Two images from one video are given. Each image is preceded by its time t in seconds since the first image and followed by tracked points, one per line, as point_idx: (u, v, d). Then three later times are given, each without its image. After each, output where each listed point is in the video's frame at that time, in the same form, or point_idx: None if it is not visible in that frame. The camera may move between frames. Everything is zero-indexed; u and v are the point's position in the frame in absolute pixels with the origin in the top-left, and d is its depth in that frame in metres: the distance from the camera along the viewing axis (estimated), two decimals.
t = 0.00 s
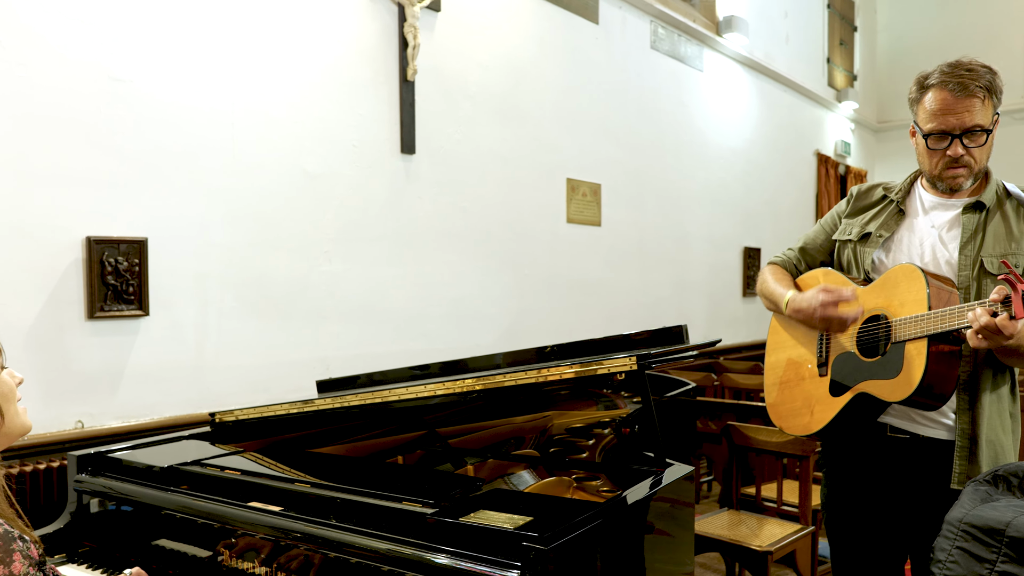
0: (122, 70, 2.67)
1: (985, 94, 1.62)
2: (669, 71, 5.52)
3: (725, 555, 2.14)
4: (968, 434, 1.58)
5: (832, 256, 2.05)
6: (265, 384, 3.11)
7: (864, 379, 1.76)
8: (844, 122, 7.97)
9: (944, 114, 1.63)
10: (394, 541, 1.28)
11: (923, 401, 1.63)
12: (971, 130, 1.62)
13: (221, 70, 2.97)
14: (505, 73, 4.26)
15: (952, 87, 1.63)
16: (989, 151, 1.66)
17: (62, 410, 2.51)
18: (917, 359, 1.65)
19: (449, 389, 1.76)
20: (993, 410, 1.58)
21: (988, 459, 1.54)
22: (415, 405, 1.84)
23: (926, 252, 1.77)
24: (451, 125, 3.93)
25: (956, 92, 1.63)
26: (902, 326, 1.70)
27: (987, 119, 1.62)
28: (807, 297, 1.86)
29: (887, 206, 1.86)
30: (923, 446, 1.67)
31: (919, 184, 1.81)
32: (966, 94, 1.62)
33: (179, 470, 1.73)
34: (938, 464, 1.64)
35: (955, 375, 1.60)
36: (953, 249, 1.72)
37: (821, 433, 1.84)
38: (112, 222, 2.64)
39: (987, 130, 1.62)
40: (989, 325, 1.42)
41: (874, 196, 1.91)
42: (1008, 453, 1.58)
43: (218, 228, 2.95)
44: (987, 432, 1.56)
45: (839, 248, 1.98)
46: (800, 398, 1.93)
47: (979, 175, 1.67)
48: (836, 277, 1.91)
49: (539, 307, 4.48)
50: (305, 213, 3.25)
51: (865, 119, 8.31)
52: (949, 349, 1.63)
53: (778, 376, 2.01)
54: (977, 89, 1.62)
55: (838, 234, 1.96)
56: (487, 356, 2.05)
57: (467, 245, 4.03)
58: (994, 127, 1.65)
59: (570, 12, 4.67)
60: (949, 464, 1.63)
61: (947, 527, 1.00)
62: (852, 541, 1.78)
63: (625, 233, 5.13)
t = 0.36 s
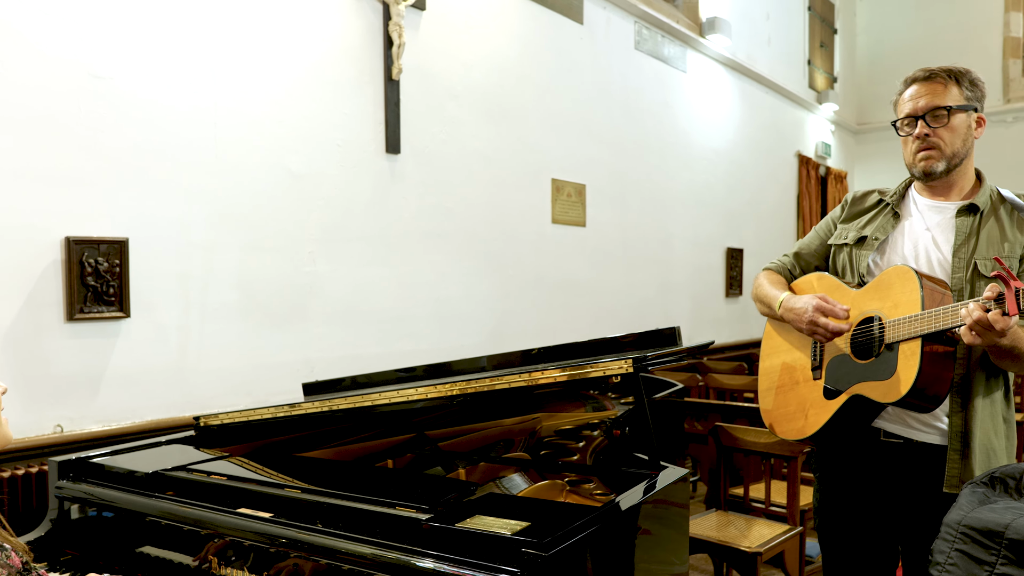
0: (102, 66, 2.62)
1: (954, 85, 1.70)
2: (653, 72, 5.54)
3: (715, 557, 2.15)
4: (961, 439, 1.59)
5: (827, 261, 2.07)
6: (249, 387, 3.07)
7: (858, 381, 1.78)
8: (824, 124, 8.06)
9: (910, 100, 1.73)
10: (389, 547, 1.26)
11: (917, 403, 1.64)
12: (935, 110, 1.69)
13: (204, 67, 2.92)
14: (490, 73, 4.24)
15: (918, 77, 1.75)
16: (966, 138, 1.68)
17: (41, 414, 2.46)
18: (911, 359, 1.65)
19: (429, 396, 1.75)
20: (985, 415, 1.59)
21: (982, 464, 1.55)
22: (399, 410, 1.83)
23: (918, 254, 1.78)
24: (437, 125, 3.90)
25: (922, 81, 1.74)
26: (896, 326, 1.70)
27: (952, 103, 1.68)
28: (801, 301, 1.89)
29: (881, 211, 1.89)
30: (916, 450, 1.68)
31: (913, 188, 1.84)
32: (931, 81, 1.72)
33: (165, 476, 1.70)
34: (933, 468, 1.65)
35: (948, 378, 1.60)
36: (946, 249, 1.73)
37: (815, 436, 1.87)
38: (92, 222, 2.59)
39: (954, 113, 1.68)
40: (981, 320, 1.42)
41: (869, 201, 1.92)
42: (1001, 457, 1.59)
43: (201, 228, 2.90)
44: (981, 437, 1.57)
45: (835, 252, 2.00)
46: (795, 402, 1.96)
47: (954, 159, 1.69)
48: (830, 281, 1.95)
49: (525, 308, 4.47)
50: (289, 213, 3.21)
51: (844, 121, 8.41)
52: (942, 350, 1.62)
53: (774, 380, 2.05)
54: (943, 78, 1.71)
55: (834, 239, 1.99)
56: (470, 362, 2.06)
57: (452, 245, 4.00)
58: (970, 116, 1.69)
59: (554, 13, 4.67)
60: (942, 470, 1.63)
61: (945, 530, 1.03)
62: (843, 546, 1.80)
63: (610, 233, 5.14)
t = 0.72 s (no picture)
0: (87, 63, 2.58)
1: (942, 80, 1.75)
2: (640, 72, 5.55)
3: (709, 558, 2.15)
4: (965, 440, 1.61)
5: (826, 260, 2.09)
6: (236, 389, 3.03)
7: (859, 384, 1.77)
8: (808, 124, 8.13)
9: (899, 95, 1.80)
10: (391, 553, 1.24)
11: (918, 408, 1.64)
12: (917, 100, 1.74)
13: (190, 64, 2.88)
14: (478, 72, 4.22)
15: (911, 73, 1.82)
16: (950, 128, 1.70)
17: (23, 417, 2.41)
18: (912, 366, 1.65)
19: (418, 398, 1.75)
20: (988, 415, 1.61)
21: (984, 463, 1.58)
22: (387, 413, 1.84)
23: (919, 255, 1.79)
24: (425, 124, 3.88)
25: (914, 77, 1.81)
26: (898, 331, 1.70)
27: (936, 94, 1.73)
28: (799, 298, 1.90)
29: (882, 207, 1.90)
30: (918, 452, 1.69)
31: (913, 184, 1.85)
32: (922, 76, 1.79)
33: (155, 481, 1.67)
34: (935, 470, 1.67)
35: (949, 380, 1.61)
36: (947, 250, 1.74)
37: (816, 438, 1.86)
38: (76, 221, 2.54)
39: (937, 102, 1.71)
40: (983, 332, 1.43)
41: (869, 199, 1.94)
42: (1002, 457, 1.61)
43: (187, 228, 2.86)
44: (983, 439, 1.59)
45: (835, 251, 2.01)
46: (796, 403, 1.94)
47: (933, 146, 1.71)
48: (830, 281, 1.94)
49: (513, 308, 4.46)
50: (277, 213, 3.18)
51: (828, 122, 8.49)
52: (944, 358, 1.62)
53: (774, 379, 2.03)
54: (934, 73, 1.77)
55: (834, 237, 1.99)
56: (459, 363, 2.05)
57: (441, 246, 3.98)
58: (957, 108, 1.71)
59: (543, 12, 4.66)
60: (943, 471, 1.65)
61: (950, 532, 1.02)
62: (844, 544, 1.82)
63: (597, 233, 5.15)
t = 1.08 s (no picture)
0: (75, 61, 2.54)
1: (936, 78, 1.76)
2: (630, 72, 5.56)
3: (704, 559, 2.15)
4: (972, 439, 1.61)
5: (825, 258, 2.09)
6: (227, 391, 2.99)
7: (869, 391, 1.78)
8: (795, 126, 8.19)
9: (893, 94, 1.81)
10: (395, 558, 1.22)
11: (931, 412, 1.65)
12: (912, 101, 1.75)
13: (180, 62, 2.85)
14: (469, 72, 4.21)
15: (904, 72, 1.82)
16: (947, 129, 1.71)
17: (10, 421, 2.37)
18: (921, 372, 1.68)
19: (411, 400, 1.75)
20: (997, 412, 1.59)
21: (994, 460, 1.56)
22: (377, 416, 1.83)
23: (922, 254, 1.80)
24: (417, 124, 3.86)
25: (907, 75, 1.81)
26: (903, 338, 1.72)
27: (931, 95, 1.74)
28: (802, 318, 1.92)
29: (882, 204, 1.91)
30: (927, 453, 1.69)
31: (911, 181, 1.86)
32: (916, 74, 1.79)
33: (149, 486, 1.65)
34: (943, 471, 1.66)
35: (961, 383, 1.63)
36: (950, 248, 1.75)
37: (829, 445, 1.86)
38: (64, 221, 2.50)
39: (933, 103, 1.72)
40: (990, 339, 1.45)
41: (867, 195, 1.96)
42: (1014, 455, 1.58)
43: (177, 228, 2.82)
44: (992, 436, 1.58)
45: (834, 250, 2.02)
46: (805, 410, 1.93)
47: (931, 149, 1.72)
48: (831, 285, 1.95)
49: (504, 309, 4.45)
50: (267, 213, 3.15)
51: (815, 123, 8.56)
52: (951, 360, 1.64)
53: (778, 388, 2.01)
54: (927, 72, 1.77)
55: (833, 236, 2.00)
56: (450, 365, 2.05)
57: (433, 246, 3.96)
58: (952, 107, 1.72)
59: (534, 12, 4.65)
60: (952, 470, 1.65)
61: (956, 534, 1.03)
62: (851, 544, 1.83)
63: (588, 234, 5.15)
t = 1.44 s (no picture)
0: (60, 59, 2.50)
1: (934, 80, 1.78)
2: (617, 73, 5.58)
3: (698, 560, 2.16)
4: (973, 441, 1.64)
5: (820, 262, 2.11)
6: (215, 394, 2.96)
7: (870, 397, 1.80)
8: (779, 127, 8.26)
9: (890, 95, 1.84)
10: (399, 563, 1.22)
11: (934, 418, 1.67)
12: (908, 103, 1.78)
13: (167, 59, 2.81)
14: (458, 72, 4.20)
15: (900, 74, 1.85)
16: (942, 132, 1.73)
17: None
18: (925, 378, 1.69)
19: (396, 405, 1.74)
20: (996, 413, 1.62)
21: (994, 461, 1.59)
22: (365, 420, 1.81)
23: (921, 257, 1.83)
24: (406, 124, 3.85)
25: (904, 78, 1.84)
26: (905, 344, 1.74)
27: (928, 97, 1.76)
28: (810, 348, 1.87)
29: (877, 208, 1.93)
30: (929, 455, 1.72)
31: (906, 184, 1.89)
32: (913, 77, 1.82)
33: (143, 491, 1.63)
34: (945, 472, 1.69)
35: (961, 389, 1.65)
36: (947, 252, 1.78)
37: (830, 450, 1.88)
38: (49, 221, 2.46)
39: (929, 105, 1.75)
40: (995, 348, 1.47)
41: (862, 198, 1.98)
42: (1013, 456, 1.62)
43: (165, 227, 2.79)
44: (992, 437, 1.60)
45: (831, 254, 2.03)
46: (805, 414, 1.95)
47: (925, 151, 1.74)
48: (831, 290, 1.96)
49: (493, 309, 4.45)
50: (255, 213, 3.12)
51: (798, 125, 8.64)
52: (954, 366, 1.67)
53: (778, 391, 2.03)
54: (924, 74, 1.80)
55: (829, 240, 2.01)
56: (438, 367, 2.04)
57: (421, 247, 3.95)
58: (948, 110, 1.75)
59: (522, 12, 4.65)
60: (954, 472, 1.68)
61: (958, 535, 1.05)
62: (850, 544, 1.84)
63: (576, 234, 5.16)
